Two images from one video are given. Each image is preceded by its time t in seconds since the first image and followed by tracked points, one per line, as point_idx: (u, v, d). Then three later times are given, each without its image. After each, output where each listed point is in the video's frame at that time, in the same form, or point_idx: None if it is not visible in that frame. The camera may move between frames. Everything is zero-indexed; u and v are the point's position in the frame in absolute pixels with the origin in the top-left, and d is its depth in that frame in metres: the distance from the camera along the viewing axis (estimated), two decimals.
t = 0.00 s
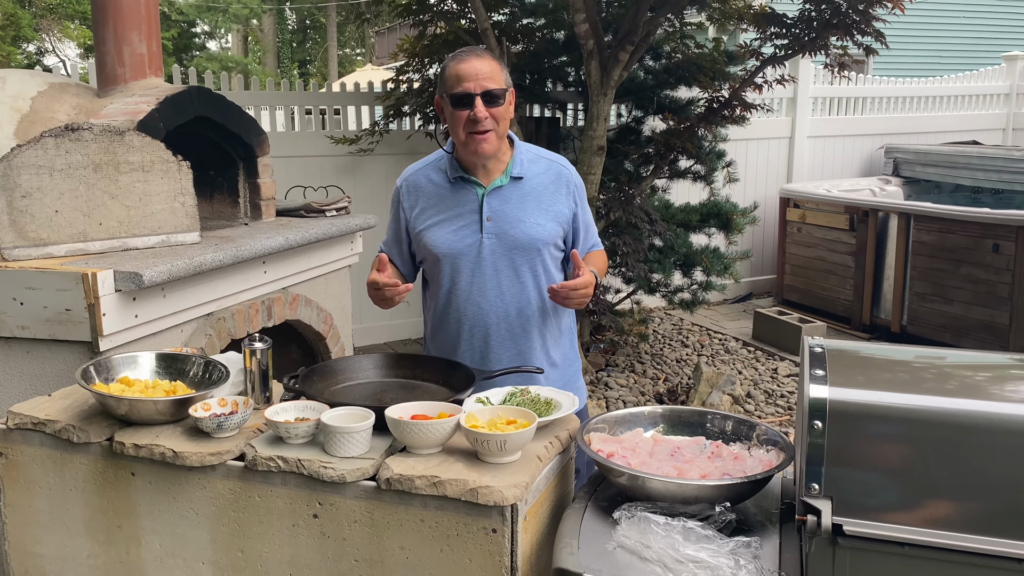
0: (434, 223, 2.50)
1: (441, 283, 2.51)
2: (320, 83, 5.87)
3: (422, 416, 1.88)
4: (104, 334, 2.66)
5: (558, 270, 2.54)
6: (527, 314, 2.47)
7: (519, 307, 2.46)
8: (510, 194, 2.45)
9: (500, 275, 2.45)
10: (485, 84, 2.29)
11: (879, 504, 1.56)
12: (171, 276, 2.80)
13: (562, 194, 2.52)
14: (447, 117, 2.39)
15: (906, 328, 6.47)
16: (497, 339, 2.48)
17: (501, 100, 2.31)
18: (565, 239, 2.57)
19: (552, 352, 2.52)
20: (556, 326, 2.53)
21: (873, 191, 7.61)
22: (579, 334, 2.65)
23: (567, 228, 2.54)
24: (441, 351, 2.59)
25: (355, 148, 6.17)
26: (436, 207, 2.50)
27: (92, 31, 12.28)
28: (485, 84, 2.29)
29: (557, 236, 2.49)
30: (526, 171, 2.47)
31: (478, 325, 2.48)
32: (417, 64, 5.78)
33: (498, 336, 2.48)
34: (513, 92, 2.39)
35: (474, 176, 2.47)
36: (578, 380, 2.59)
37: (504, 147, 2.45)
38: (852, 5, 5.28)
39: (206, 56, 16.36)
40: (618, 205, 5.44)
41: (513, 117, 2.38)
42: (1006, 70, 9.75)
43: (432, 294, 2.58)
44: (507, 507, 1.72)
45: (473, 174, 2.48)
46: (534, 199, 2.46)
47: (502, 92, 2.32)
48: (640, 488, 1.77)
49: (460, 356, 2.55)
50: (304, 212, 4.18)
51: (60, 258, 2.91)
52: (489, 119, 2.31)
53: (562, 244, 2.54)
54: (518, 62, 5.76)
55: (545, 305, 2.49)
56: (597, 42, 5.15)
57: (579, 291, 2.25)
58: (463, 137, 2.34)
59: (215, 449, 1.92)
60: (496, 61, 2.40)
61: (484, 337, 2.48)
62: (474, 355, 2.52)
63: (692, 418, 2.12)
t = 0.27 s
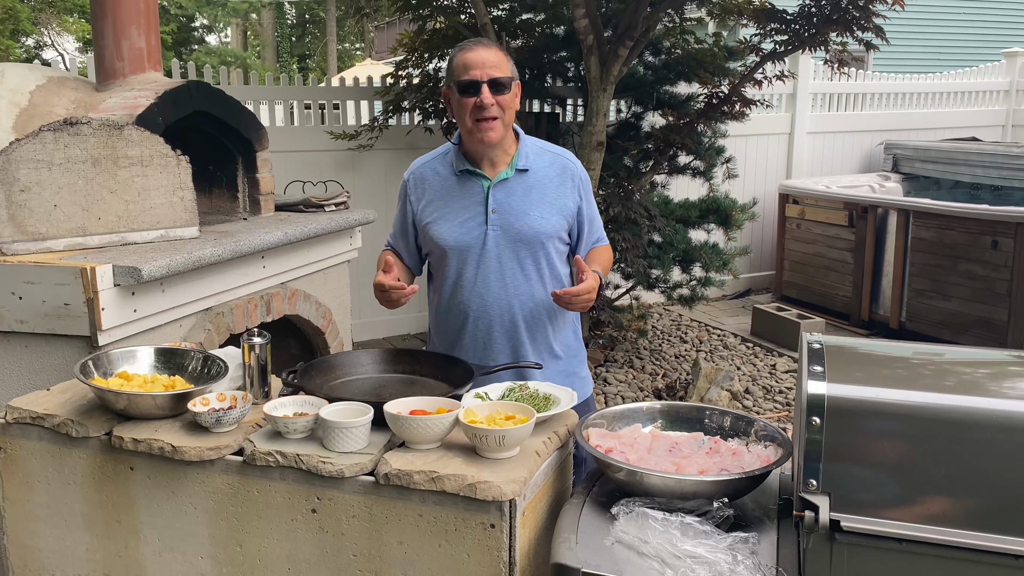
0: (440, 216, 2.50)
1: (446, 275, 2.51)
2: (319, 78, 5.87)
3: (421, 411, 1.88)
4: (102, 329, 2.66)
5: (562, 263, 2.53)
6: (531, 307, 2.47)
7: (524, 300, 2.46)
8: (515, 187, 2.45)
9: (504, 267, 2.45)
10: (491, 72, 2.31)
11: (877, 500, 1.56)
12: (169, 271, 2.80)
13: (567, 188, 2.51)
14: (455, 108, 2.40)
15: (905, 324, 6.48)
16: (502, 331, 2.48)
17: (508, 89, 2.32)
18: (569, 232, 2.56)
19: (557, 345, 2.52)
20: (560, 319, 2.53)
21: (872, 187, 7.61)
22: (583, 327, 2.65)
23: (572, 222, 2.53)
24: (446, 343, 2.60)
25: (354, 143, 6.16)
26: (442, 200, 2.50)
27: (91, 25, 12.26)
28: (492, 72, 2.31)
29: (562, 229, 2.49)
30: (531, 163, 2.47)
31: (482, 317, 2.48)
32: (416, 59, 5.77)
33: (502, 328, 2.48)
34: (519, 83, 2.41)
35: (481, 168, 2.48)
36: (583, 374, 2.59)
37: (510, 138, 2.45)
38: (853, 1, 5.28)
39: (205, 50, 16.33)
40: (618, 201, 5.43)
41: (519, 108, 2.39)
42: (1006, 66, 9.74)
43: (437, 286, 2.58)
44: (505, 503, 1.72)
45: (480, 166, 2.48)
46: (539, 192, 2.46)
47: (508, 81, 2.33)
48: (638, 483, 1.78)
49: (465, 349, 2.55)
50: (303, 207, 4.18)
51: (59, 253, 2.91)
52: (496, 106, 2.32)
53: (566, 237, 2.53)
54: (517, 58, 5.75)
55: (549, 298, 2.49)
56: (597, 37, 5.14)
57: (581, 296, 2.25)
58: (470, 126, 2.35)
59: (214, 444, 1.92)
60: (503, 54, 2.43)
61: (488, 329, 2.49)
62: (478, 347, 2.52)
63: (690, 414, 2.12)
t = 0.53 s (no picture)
0: (465, 196, 2.52)
1: (466, 254, 2.53)
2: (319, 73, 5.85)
3: (422, 406, 1.88)
4: (102, 323, 2.65)
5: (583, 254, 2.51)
6: (546, 292, 2.46)
7: (538, 284, 2.46)
8: (541, 172, 2.45)
9: (522, 250, 2.46)
10: (519, 82, 2.27)
11: (880, 494, 1.55)
12: (169, 265, 2.79)
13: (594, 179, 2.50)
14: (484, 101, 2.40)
15: (905, 321, 6.48)
16: (514, 314, 2.48)
17: (531, 99, 2.30)
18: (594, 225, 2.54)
19: (569, 335, 2.49)
20: (576, 310, 2.50)
21: (873, 183, 7.60)
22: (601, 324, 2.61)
23: (596, 214, 2.51)
24: (461, 325, 2.61)
25: (354, 138, 6.15)
26: (470, 180, 2.53)
27: (90, 20, 12.23)
28: (519, 82, 2.27)
29: (584, 219, 2.47)
30: (561, 151, 2.48)
31: (496, 299, 2.48)
32: (417, 54, 5.76)
33: (514, 311, 2.47)
34: (549, 89, 2.36)
35: (509, 152, 2.49)
36: (595, 369, 2.55)
37: (537, 137, 2.44)
38: None
39: (205, 46, 16.34)
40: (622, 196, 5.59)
41: (544, 113, 2.37)
42: (1007, 62, 9.73)
43: (458, 266, 2.60)
44: (507, 497, 1.72)
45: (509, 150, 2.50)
46: (564, 179, 2.46)
47: (535, 91, 2.30)
48: (640, 478, 1.77)
49: (477, 331, 2.55)
50: (303, 202, 4.17)
51: (58, 247, 2.90)
52: (517, 116, 2.31)
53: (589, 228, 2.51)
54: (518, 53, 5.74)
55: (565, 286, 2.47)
56: (597, 32, 5.13)
57: (588, 271, 2.18)
58: (492, 126, 2.36)
59: (215, 438, 1.92)
60: (540, 55, 2.36)
61: (500, 311, 2.48)
62: (490, 330, 2.52)
63: (691, 409, 2.12)
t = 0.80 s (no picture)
0: (494, 193, 2.53)
1: (492, 251, 2.55)
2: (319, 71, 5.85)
3: (421, 405, 1.88)
4: (102, 322, 2.65)
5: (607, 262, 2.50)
6: (566, 296, 2.46)
7: (559, 288, 2.46)
8: (570, 178, 2.45)
9: (545, 253, 2.47)
10: (545, 94, 2.27)
11: (879, 493, 1.55)
12: (169, 264, 2.79)
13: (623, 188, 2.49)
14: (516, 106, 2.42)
15: (904, 319, 6.48)
16: (533, 316, 2.49)
17: (557, 112, 2.29)
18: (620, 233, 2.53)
19: (587, 338, 2.50)
20: (595, 315, 2.51)
21: (872, 181, 7.60)
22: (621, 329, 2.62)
23: (622, 222, 2.50)
24: (483, 318, 2.64)
25: (354, 137, 6.15)
26: (500, 179, 2.53)
27: (89, 19, 12.20)
28: (546, 96, 2.27)
29: (609, 227, 2.47)
30: (592, 158, 2.46)
31: (517, 299, 2.50)
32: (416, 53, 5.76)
33: (533, 311, 2.49)
34: (580, 100, 2.34)
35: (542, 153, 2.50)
36: (612, 372, 2.56)
37: (569, 143, 2.44)
38: None
39: (204, 44, 16.33)
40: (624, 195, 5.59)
41: (573, 123, 2.36)
42: (1006, 60, 9.72)
43: (484, 260, 2.62)
44: (506, 496, 1.72)
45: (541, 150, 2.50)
46: (593, 187, 2.45)
47: (561, 104, 2.29)
48: (639, 477, 1.77)
49: (496, 326, 2.58)
50: (302, 200, 4.16)
51: (58, 245, 2.90)
52: (541, 127, 2.32)
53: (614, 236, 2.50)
54: (517, 51, 5.74)
55: (586, 293, 2.47)
56: (597, 30, 5.13)
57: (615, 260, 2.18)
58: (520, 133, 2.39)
59: (214, 437, 1.92)
60: (574, 64, 2.33)
61: (519, 310, 2.50)
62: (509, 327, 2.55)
63: (690, 407, 2.12)
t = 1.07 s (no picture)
0: (510, 186, 2.54)
1: (505, 243, 2.56)
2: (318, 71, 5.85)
3: (419, 404, 1.88)
4: (100, 321, 2.65)
5: (620, 259, 2.50)
6: (578, 290, 2.46)
7: (572, 281, 2.46)
8: (585, 173, 2.45)
9: (559, 247, 2.47)
10: (546, 81, 2.29)
11: (877, 492, 1.55)
12: (167, 263, 2.79)
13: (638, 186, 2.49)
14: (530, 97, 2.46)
15: (904, 318, 6.48)
16: (543, 309, 2.48)
17: (559, 99, 2.30)
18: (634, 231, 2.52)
19: (597, 334, 2.50)
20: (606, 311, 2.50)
21: (872, 180, 7.59)
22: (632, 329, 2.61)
23: (637, 220, 2.50)
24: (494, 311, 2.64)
25: (353, 136, 6.15)
26: (517, 172, 2.55)
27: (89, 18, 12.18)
28: (546, 82, 2.30)
29: (623, 224, 2.47)
30: (609, 154, 2.47)
31: (527, 292, 2.50)
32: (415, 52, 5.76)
33: (545, 305, 2.48)
34: (587, 89, 2.34)
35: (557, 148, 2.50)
36: (621, 370, 2.54)
37: (581, 135, 2.44)
38: None
39: (203, 44, 16.33)
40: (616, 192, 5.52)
41: (579, 113, 2.35)
42: (1006, 58, 9.71)
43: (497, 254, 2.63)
44: (504, 495, 1.72)
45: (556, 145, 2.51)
46: (608, 183, 2.45)
47: (563, 91, 2.30)
48: (638, 476, 1.77)
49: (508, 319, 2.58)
50: (301, 199, 4.16)
51: (56, 245, 2.90)
52: (544, 114, 2.34)
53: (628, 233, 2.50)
54: (516, 50, 5.73)
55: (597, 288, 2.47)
56: (596, 29, 5.12)
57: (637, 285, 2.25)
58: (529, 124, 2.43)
59: (212, 436, 1.91)
60: (581, 54, 2.35)
61: (531, 303, 2.50)
62: (522, 321, 2.54)
63: (689, 406, 2.12)
